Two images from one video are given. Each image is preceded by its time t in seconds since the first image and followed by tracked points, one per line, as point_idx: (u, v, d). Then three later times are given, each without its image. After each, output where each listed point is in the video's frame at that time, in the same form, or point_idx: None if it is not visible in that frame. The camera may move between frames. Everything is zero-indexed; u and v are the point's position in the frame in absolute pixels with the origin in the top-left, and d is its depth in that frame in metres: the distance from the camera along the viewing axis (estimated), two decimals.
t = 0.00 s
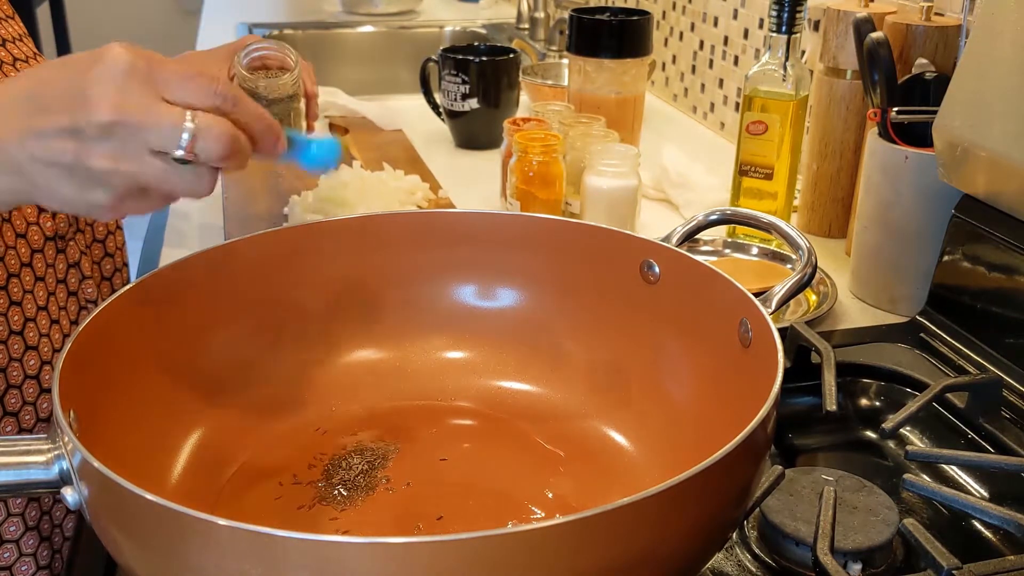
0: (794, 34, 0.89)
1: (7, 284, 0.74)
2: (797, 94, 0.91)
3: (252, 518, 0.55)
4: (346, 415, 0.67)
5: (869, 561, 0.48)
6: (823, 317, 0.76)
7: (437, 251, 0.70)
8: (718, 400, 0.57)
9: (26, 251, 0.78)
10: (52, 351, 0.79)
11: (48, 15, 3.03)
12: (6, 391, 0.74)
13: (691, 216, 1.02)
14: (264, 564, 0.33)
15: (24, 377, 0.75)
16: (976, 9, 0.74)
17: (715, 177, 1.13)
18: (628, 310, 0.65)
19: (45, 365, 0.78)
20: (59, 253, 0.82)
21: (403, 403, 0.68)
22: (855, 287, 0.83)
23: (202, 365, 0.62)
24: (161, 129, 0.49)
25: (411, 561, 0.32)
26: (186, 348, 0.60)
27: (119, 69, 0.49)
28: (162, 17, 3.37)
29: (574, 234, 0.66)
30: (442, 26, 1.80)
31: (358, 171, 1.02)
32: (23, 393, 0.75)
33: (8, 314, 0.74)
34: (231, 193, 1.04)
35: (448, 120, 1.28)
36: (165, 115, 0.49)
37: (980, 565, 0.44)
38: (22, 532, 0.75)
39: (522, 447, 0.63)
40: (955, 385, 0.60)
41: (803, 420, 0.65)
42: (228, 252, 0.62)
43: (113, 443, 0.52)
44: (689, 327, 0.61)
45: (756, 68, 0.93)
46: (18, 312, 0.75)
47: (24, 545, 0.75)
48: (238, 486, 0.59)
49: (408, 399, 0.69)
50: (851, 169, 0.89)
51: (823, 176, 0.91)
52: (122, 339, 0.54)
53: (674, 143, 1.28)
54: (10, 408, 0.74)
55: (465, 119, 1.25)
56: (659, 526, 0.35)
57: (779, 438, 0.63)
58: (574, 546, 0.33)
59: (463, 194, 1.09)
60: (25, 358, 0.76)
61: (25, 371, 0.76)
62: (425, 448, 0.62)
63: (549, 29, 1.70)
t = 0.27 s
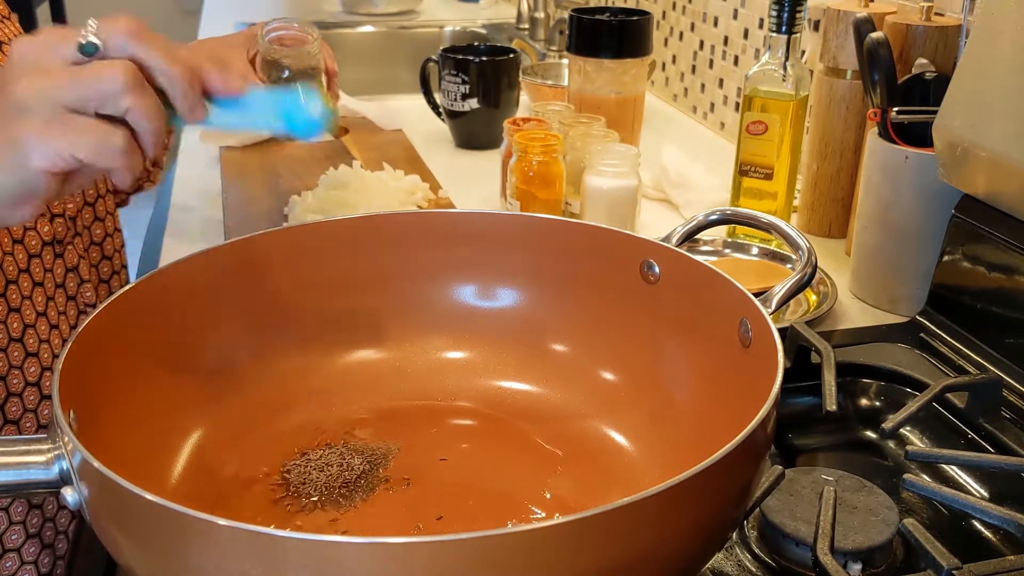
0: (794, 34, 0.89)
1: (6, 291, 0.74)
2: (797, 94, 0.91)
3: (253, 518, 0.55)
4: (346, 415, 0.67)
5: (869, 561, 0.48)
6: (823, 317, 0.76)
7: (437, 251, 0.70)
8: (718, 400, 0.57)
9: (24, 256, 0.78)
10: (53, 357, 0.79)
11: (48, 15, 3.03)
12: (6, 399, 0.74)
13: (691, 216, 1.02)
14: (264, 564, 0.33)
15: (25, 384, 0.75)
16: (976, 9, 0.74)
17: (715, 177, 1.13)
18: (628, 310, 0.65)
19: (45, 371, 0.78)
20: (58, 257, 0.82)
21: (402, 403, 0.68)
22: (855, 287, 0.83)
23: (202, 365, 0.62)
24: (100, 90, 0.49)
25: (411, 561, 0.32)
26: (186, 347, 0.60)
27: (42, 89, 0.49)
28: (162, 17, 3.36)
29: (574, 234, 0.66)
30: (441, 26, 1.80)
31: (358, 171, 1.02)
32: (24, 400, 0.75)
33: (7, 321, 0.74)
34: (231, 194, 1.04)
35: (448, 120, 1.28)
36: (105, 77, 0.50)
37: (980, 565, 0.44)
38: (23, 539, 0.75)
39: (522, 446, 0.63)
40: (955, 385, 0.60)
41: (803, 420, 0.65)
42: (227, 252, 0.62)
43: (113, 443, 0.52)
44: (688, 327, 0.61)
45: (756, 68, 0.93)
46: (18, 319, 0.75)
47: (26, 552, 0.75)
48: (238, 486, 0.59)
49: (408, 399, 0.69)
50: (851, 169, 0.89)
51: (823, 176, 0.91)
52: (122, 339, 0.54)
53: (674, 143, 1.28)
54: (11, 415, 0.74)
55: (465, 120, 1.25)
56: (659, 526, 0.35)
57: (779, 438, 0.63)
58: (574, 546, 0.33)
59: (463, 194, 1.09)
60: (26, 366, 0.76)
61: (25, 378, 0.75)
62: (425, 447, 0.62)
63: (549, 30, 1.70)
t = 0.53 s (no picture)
0: (794, 34, 0.89)
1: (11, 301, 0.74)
2: (797, 94, 0.91)
3: (252, 518, 0.55)
4: (346, 414, 0.67)
5: (869, 561, 0.48)
6: (823, 317, 0.76)
7: (436, 251, 0.70)
8: (718, 400, 0.57)
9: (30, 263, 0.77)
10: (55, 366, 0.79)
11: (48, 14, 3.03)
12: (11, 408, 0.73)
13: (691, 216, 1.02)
14: (264, 565, 0.33)
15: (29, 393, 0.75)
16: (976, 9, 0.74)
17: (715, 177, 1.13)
18: (628, 310, 0.65)
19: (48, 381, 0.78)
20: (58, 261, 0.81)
21: (403, 403, 0.68)
22: (855, 287, 0.83)
23: (202, 364, 0.62)
24: (132, 97, 0.56)
25: (412, 561, 0.32)
26: (185, 346, 0.60)
27: (73, 119, 0.52)
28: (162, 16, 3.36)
29: (575, 234, 0.66)
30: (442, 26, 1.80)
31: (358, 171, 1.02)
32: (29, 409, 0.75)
33: (10, 332, 0.73)
34: (231, 194, 1.04)
35: (448, 120, 1.28)
36: (133, 84, 0.56)
37: (980, 565, 0.44)
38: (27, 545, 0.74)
39: (522, 446, 0.63)
40: (955, 385, 0.60)
41: (803, 420, 0.65)
42: (227, 252, 0.62)
43: (112, 443, 0.52)
44: (688, 327, 0.61)
45: (756, 68, 0.93)
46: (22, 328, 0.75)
47: (31, 558, 0.75)
48: (237, 486, 0.59)
49: (408, 399, 0.69)
50: (851, 169, 0.89)
51: (823, 176, 0.91)
52: (122, 338, 0.53)
53: (674, 143, 1.28)
54: (16, 424, 0.74)
55: (465, 119, 1.25)
56: (660, 525, 0.35)
57: (779, 438, 0.63)
58: (575, 546, 0.33)
59: (463, 194, 1.09)
60: (30, 375, 0.75)
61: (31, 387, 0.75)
62: (426, 447, 0.62)
63: (549, 30, 1.69)
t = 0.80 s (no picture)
0: (794, 34, 0.89)
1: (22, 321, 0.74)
2: (797, 94, 0.91)
3: (252, 518, 0.55)
4: (346, 414, 0.67)
5: (869, 561, 0.48)
6: (823, 317, 0.76)
7: (437, 251, 0.70)
8: (718, 400, 0.57)
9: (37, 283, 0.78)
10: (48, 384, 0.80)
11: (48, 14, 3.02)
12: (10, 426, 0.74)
13: (691, 216, 1.02)
14: (264, 565, 0.33)
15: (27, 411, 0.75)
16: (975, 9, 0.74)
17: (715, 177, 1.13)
18: (627, 310, 0.66)
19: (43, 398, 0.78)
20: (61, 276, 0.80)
21: (403, 403, 0.68)
22: (855, 287, 0.83)
23: (202, 364, 0.62)
24: (167, 195, 0.62)
25: (412, 561, 0.32)
26: (185, 346, 0.60)
27: (125, 208, 0.58)
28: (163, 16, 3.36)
29: (575, 235, 0.66)
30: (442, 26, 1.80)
31: (359, 171, 1.02)
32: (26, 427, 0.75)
33: (9, 351, 0.70)
34: (232, 194, 1.04)
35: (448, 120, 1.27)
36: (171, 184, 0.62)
37: (980, 565, 0.44)
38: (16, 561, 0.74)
39: (522, 446, 0.63)
40: (955, 385, 0.60)
41: (803, 421, 0.65)
42: (227, 252, 0.62)
43: (112, 443, 0.52)
44: (688, 327, 0.61)
45: (756, 68, 0.93)
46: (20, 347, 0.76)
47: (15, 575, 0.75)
48: (237, 486, 0.59)
49: (408, 399, 0.69)
50: (851, 169, 0.89)
51: (823, 176, 0.91)
52: (122, 339, 0.53)
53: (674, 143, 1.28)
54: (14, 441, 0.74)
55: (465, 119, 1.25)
56: (660, 525, 0.35)
57: (779, 438, 0.63)
58: (575, 546, 0.33)
59: (463, 194, 1.09)
60: (26, 394, 0.73)
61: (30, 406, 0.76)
62: (426, 447, 0.62)
63: (549, 30, 1.69)
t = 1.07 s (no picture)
0: (794, 34, 0.89)
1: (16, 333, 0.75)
2: (797, 94, 0.91)
3: (252, 518, 0.55)
4: (346, 414, 0.67)
5: (869, 561, 0.48)
6: (823, 317, 0.76)
7: (436, 252, 0.70)
8: (717, 400, 0.57)
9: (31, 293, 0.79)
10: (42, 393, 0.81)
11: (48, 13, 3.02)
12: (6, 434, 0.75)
13: (692, 216, 1.02)
14: (264, 564, 0.33)
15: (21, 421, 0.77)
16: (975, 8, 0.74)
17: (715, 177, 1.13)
18: (627, 310, 0.66)
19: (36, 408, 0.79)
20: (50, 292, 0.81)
21: (403, 403, 0.68)
22: (855, 287, 0.83)
23: (202, 365, 0.62)
24: (163, 228, 0.63)
25: (412, 561, 0.32)
26: (185, 347, 0.60)
27: (112, 240, 0.60)
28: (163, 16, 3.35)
29: (575, 235, 0.66)
30: (442, 26, 1.80)
31: (359, 172, 1.02)
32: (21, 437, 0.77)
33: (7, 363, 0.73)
34: (232, 194, 1.04)
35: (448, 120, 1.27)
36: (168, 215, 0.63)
37: (980, 565, 0.44)
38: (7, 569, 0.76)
39: (522, 446, 0.63)
40: (955, 385, 0.60)
41: (803, 420, 0.65)
42: (227, 252, 0.62)
43: (113, 443, 0.52)
44: (688, 327, 0.61)
45: (756, 68, 0.94)
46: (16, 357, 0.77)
47: None
48: (237, 486, 0.59)
49: (408, 399, 0.69)
50: (851, 169, 0.89)
51: (823, 176, 0.91)
52: (122, 339, 0.53)
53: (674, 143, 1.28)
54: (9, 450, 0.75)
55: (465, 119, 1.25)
56: (660, 525, 0.35)
57: (779, 438, 0.63)
58: (575, 547, 0.33)
59: (463, 195, 1.09)
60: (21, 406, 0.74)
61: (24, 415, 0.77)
62: (426, 447, 0.62)
63: (549, 29, 1.69)
